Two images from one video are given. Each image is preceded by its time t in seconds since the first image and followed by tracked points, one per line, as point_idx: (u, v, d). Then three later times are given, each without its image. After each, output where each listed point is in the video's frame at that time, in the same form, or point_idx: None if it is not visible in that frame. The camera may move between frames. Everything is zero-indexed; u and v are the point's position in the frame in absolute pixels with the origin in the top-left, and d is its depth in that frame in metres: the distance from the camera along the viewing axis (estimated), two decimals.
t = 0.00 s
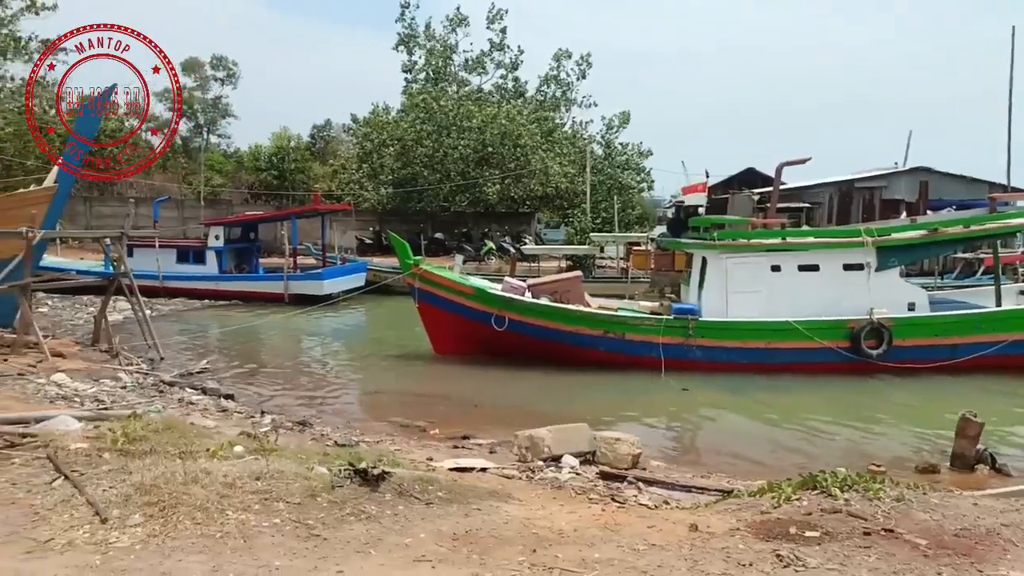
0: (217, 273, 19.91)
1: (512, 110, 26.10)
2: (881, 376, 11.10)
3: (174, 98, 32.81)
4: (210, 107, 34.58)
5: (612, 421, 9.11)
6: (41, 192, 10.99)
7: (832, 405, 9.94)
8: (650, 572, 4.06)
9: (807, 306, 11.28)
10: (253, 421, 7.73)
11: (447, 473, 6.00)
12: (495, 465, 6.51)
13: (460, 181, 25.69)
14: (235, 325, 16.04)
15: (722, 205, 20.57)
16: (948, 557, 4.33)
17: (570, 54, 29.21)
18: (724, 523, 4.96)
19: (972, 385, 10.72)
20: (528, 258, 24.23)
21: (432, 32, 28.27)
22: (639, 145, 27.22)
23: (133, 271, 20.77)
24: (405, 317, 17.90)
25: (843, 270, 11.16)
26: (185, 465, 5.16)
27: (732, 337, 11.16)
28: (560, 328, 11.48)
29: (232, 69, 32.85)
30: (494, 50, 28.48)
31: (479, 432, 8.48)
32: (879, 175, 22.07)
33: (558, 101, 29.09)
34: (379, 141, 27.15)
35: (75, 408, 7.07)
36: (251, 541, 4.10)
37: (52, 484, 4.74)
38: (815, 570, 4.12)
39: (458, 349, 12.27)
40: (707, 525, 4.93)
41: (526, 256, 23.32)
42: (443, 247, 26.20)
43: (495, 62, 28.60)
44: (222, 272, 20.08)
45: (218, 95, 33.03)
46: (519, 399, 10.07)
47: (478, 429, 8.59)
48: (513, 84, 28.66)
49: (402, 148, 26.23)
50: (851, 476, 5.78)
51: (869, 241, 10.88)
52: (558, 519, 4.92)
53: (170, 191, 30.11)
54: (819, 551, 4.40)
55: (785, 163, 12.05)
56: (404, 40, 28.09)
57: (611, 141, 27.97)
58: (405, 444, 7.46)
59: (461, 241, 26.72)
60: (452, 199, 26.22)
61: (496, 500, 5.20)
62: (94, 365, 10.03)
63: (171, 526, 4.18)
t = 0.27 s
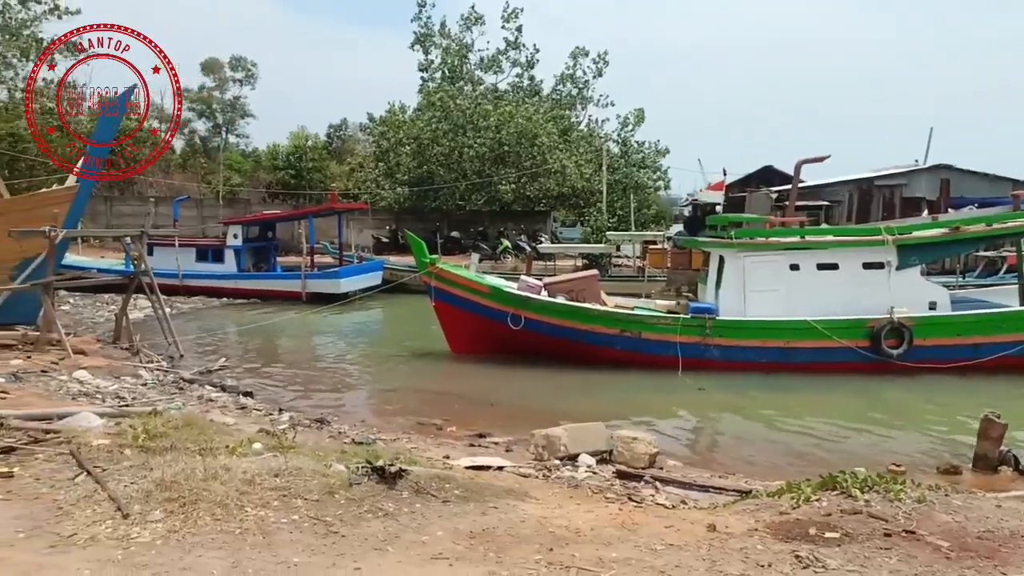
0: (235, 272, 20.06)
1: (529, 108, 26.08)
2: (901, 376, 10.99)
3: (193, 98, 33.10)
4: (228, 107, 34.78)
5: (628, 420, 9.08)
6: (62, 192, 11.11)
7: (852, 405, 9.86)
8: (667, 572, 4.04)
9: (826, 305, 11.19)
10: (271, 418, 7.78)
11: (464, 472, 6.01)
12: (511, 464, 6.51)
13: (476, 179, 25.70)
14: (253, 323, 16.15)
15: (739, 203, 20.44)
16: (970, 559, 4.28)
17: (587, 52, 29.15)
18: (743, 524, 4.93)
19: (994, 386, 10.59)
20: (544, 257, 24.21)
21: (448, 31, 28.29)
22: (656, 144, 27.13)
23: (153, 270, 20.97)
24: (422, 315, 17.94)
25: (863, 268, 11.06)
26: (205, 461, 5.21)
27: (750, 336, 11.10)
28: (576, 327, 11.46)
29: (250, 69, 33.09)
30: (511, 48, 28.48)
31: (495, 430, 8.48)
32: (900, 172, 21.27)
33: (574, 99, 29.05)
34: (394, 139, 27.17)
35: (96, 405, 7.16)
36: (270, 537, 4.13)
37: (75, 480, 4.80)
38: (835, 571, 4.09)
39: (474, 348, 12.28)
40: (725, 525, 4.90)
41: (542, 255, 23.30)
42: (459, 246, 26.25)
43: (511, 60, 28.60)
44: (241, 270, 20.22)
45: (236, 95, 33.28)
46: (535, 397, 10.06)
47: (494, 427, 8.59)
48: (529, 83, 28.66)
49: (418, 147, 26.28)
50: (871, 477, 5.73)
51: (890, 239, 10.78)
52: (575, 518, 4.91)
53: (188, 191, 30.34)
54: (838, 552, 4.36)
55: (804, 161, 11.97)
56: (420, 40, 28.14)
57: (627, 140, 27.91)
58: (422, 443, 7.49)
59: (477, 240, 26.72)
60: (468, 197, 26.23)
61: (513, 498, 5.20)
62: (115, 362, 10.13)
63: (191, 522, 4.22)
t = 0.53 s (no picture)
0: (250, 273, 20.17)
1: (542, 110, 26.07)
2: (917, 380, 10.90)
3: (208, 100, 33.32)
4: (243, 110, 35.02)
5: (641, 423, 9.05)
6: (82, 193, 11.21)
7: (867, 408, 9.79)
8: None
9: (841, 307, 11.11)
10: (285, 419, 7.82)
11: (477, 473, 6.02)
12: (524, 466, 6.51)
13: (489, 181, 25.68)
14: (267, 324, 16.23)
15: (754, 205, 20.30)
16: (988, 565, 4.24)
17: (600, 54, 29.13)
18: (757, 528, 4.90)
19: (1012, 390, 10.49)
20: (557, 259, 24.21)
21: (461, 34, 28.36)
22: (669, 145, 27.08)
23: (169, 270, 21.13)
24: (434, 317, 17.97)
25: (879, 271, 10.97)
26: (220, 461, 5.24)
27: (764, 339, 11.04)
28: (588, 329, 11.44)
29: (265, 71, 33.29)
30: (524, 50, 28.50)
31: (507, 432, 8.48)
32: (917, 174, 21.34)
33: (587, 101, 29.04)
34: (408, 141, 27.15)
35: (113, 405, 7.22)
36: (284, 538, 4.14)
37: (92, 479, 4.84)
38: None
39: (487, 349, 12.29)
40: (740, 529, 4.87)
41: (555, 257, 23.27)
42: (472, 247, 26.31)
43: (524, 62, 28.62)
44: (255, 271, 20.33)
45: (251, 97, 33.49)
46: (548, 400, 10.06)
47: (507, 429, 8.59)
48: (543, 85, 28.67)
49: (431, 148, 26.30)
50: (887, 481, 5.69)
51: (906, 242, 10.68)
52: (588, 521, 4.90)
53: (204, 193, 30.56)
54: (854, 557, 4.33)
55: (819, 163, 11.90)
56: (434, 42, 28.19)
57: (640, 142, 27.87)
58: (434, 444, 7.50)
59: (490, 242, 26.92)
60: (481, 199, 26.24)
61: (527, 501, 5.20)
62: (132, 362, 10.21)
63: (206, 522, 4.24)
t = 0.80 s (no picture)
0: (269, 273, 20.30)
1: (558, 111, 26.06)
2: (939, 382, 10.78)
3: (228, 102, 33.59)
4: (262, 112, 35.27)
5: (658, 425, 9.02)
6: (104, 196, 11.38)
7: (888, 411, 9.69)
8: None
9: (862, 308, 11.01)
10: (304, 419, 7.87)
11: (494, 474, 6.02)
12: (541, 467, 6.50)
13: (505, 182, 25.69)
14: (286, 325, 16.33)
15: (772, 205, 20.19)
16: (1012, 571, 4.18)
17: (617, 54, 29.09)
18: (777, 531, 4.86)
19: None
20: (573, 260, 24.19)
21: (478, 35, 28.40)
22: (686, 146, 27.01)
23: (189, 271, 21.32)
24: (451, 318, 18.01)
25: (900, 272, 10.86)
26: (240, 460, 5.28)
27: (783, 340, 10.96)
28: (605, 330, 11.41)
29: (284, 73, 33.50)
30: (541, 51, 28.50)
31: (524, 433, 8.48)
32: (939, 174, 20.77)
33: (604, 101, 29.01)
34: (425, 142, 27.06)
35: (134, 404, 7.30)
36: (304, 537, 4.17)
37: (114, 477, 4.89)
38: None
39: (503, 350, 12.29)
40: (759, 532, 4.84)
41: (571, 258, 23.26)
42: (489, 248, 26.37)
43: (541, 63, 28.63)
44: (274, 272, 20.47)
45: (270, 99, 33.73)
46: (564, 401, 10.04)
47: (524, 430, 8.59)
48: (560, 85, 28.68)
49: (448, 150, 26.33)
50: (909, 485, 5.63)
51: (928, 242, 10.57)
52: (606, 522, 4.89)
53: (223, 194, 30.79)
54: (876, 561, 4.29)
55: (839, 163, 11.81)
56: (451, 43, 28.27)
57: (657, 142, 27.82)
58: (452, 445, 7.51)
59: (507, 242, 26.92)
60: (498, 200, 26.26)
61: (544, 501, 5.20)
62: (153, 362, 10.31)
63: (227, 521, 4.28)
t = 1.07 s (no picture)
0: (287, 271, 20.43)
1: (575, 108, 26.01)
2: (960, 382, 10.66)
3: (247, 100, 33.85)
4: (280, 110, 35.49)
5: (675, 424, 8.98)
6: (125, 193, 11.47)
7: (909, 411, 9.59)
8: None
9: (882, 308, 10.90)
10: (321, 415, 7.91)
11: (511, 472, 6.02)
12: (557, 465, 6.50)
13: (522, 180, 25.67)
14: (304, 322, 16.43)
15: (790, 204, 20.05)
16: None
17: (634, 52, 28.97)
18: (795, 531, 4.83)
19: None
20: (590, 258, 24.15)
21: (495, 33, 28.38)
22: (704, 144, 26.88)
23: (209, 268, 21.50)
24: (468, 315, 18.04)
25: (921, 271, 10.74)
26: (259, 456, 5.33)
27: (802, 340, 10.88)
28: (622, 329, 11.38)
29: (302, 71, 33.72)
30: (558, 49, 28.44)
31: (540, 431, 8.47)
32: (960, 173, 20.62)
33: (621, 99, 28.92)
34: (441, 140, 27.27)
35: (155, 399, 7.38)
36: (321, 532, 4.19)
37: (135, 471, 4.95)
38: None
39: (520, 348, 12.28)
40: (777, 532, 4.81)
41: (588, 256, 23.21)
42: (506, 246, 26.38)
43: (558, 61, 28.58)
44: (292, 269, 20.59)
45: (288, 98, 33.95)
46: (580, 399, 10.03)
47: (540, 428, 8.58)
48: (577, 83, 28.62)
49: (465, 148, 26.37)
50: (930, 486, 5.57)
51: (950, 241, 10.45)
52: (623, 521, 4.88)
53: (242, 192, 31.02)
54: (896, 562, 4.25)
55: (859, 161, 11.70)
56: (468, 41, 28.28)
57: (675, 140, 27.71)
58: (468, 442, 7.52)
59: (523, 240, 26.83)
60: (515, 198, 26.24)
61: (561, 499, 5.20)
62: (172, 358, 10.42)
63: (245, 515, 4.31)
